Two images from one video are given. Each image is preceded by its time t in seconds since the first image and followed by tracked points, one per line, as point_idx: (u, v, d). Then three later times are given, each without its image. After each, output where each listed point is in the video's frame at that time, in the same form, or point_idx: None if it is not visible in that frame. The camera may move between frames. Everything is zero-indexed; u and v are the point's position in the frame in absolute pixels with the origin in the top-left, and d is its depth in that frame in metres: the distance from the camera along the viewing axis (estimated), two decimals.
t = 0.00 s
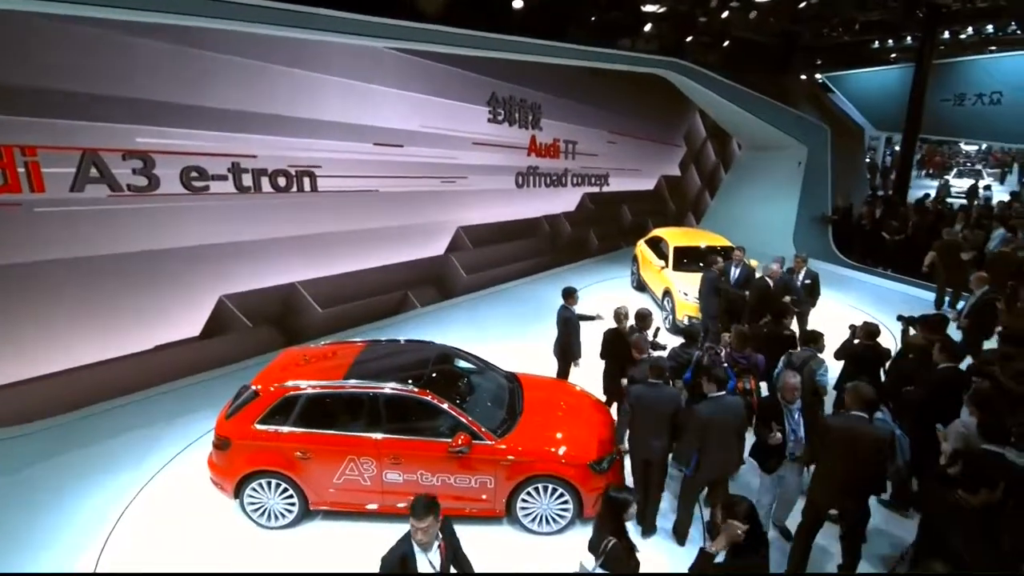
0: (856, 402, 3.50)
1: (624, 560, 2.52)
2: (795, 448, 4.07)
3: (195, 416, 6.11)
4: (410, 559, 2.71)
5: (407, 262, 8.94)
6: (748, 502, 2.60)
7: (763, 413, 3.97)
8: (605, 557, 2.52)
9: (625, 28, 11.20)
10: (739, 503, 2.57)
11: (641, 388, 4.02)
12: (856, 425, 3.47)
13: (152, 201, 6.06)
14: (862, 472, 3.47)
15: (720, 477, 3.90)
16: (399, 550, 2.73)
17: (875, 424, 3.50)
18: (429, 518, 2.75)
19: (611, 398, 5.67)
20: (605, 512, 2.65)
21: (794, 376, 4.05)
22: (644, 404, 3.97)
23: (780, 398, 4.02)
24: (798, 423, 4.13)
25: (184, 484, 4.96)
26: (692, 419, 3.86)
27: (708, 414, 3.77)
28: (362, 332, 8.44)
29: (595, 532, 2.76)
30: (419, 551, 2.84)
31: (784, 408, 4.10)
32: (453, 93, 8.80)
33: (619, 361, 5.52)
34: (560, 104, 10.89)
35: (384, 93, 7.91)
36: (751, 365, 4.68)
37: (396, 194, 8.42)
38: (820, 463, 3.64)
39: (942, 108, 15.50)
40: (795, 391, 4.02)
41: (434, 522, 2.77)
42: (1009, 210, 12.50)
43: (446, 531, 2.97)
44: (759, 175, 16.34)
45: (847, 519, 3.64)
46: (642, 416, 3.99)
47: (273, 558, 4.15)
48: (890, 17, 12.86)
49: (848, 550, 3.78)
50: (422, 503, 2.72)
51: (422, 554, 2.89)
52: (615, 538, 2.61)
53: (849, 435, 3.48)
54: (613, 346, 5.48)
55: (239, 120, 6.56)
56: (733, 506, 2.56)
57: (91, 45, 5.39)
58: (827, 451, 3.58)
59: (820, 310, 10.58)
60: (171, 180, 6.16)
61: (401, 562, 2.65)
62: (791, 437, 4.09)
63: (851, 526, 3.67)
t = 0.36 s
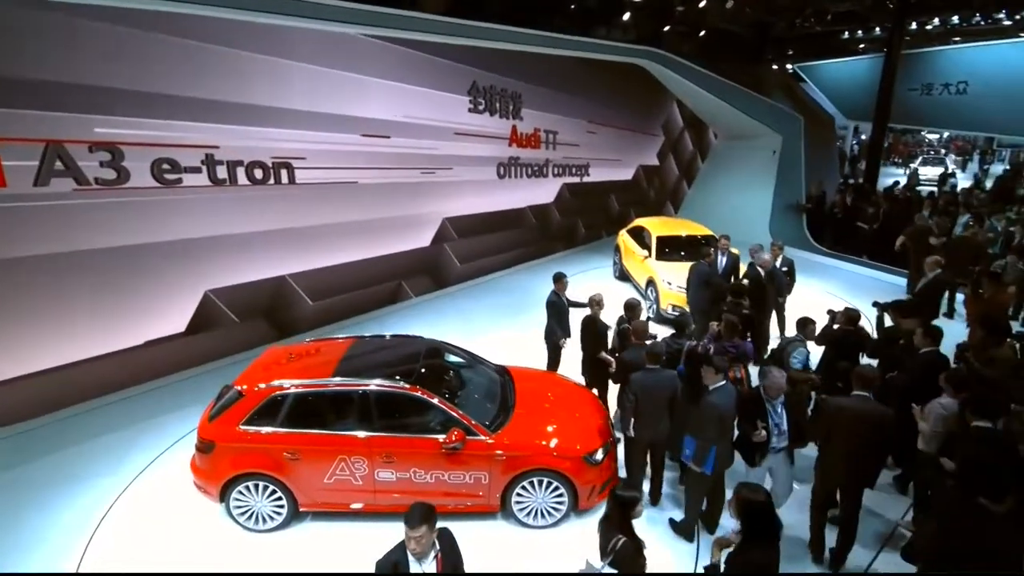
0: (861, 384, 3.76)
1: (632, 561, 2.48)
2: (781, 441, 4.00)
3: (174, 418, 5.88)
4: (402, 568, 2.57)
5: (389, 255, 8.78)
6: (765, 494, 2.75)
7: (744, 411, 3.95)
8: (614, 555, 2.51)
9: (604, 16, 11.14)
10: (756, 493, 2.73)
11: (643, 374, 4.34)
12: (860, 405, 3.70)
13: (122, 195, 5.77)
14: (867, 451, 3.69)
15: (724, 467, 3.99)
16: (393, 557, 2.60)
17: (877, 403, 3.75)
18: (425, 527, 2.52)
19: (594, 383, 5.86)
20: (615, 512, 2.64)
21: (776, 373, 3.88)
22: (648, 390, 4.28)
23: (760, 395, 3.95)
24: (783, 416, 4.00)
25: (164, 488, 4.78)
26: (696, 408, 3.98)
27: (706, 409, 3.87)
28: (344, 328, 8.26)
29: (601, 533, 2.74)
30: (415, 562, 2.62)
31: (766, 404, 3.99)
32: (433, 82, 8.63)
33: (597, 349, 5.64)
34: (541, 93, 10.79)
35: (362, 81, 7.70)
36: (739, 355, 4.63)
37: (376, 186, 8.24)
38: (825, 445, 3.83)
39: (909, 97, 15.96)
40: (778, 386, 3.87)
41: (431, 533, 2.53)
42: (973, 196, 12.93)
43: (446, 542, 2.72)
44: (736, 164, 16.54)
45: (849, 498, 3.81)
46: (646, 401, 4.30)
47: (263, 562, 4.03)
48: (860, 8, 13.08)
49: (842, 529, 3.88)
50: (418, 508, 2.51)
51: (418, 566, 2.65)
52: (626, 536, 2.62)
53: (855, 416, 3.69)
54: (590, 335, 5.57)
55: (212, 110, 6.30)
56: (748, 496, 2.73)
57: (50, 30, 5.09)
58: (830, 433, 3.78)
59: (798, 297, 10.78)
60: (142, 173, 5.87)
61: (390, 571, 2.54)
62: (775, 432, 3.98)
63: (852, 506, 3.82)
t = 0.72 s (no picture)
0: (847, 364, 3.82)
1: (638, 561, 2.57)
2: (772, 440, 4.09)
3: (153, 422, 5.67)
4: (405, 568, 2.52)
5: (371, 250, 8.63)
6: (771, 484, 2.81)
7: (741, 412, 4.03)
8: (624, 551, 2.60)
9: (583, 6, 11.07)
10: (761, 483, 2.78)
11: (645, 361, 4.46)
12: (848, 386, 3.77)
13: (91, 191, 5.50)
14: (860, 432, 3.75)
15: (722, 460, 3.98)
16: (396, 557, 2.55)
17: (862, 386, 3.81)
18: (431, 528, 2.43)
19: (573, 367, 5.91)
20: (626, 509, 2.71)
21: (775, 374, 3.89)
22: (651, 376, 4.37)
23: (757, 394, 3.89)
24: (774, 413, 4.06)
25: (147, 494, 4.61)
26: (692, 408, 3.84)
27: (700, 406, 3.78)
28: (325, 325, 8.07)
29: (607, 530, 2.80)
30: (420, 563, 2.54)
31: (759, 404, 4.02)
32: (412, 73, 8.46)
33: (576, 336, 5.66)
34: (521, 85, 10.69)
35: (340, 72, 7.50)
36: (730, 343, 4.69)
37: (356, 180, 8.06)
38: (817, 429, 3.87)
39: (880, 89, 16.21)
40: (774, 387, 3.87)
41: (436, 534, 2.44)
42: (938, 185, 13.33)
43: (451, 543, 2.64)
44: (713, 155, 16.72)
45: (846, 477, 3.88)
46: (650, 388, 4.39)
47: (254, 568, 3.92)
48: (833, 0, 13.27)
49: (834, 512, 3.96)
50: (423, 508, 2.43)
51: (423, 567, 2.57)
52: (634, 533, 2.69)
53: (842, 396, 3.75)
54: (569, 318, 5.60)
55: (184, 102, 6.05)
56: (753, 485, 2.80)
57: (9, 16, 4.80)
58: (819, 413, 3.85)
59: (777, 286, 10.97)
60: (112, 167, 5.61)
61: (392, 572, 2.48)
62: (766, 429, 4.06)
63: (846, 488, 3.90)
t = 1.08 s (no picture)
0: (839, 352, 3.90)
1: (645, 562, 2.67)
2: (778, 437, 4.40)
3: (130, 429, 5.45)
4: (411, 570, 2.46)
5: (352, 247, 8.47)
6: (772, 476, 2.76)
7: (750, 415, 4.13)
8: (633, 550, 2.67)
9: None
10: (762, 476, 2.73)
11: (634, 351, 4.58)
12: (838, 372, 3.82)
13: (59, 190, 5.24)
14: (852, 417, 3.83)
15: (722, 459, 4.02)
16: (404, 557, 2.49)
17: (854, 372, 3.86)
18: (437, 529, 2.38)
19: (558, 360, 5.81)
20: (633, 508, 2.77)
21: (783, 373, 4.07)
22: (640, 365, 4.49)
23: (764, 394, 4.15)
24: (778, 414, 4.33)
25: (131, 503, 4.43)
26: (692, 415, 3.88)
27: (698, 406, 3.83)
28: (307, 325, 7.91)
29: (615, 527, 2.85)
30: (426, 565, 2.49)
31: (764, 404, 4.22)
32: (392, 67, 8.29)
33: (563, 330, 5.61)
34: (502, 79, 10.58)
35: (318, 65, 7.29)
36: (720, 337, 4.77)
37: (336, 176, 7.87)
38: (812, 414, 3.92)
39: (850, 83, 16.74)
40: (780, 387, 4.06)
41: (443, 535, 2.39)
42: (907, 177, 13.66)
43: (458, 544, 2.58)
44: (690, 149, 16.88)
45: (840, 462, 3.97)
46: (640, 377, 4.52)
47: None
48: None
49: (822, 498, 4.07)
50: (429, 509, 2.37)
51: (429, 569, 2.52)
52: (643, 531, 2.75)
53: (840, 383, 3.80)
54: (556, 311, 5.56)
55: (157, 96, 5.81)
56: (755, 478, 2.73)
57: None
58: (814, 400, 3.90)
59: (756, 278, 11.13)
60: (82, 165, 5.34)
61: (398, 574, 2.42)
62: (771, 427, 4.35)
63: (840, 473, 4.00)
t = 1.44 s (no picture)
0: (844, 343, 4.00)
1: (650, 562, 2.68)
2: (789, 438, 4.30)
3: (106, 441, 5.24)
4: None
5: (331, 247, 8.31)
6: (774, 473, 2.80)
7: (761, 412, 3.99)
8: (639, 550, 2.69)
9: None
10: (765, 472, 2.77)
11: (616, 341, 4.65)
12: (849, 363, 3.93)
13: (24, 191, 4.98)
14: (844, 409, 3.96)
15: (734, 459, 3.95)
16: (409, 563, 2.45)
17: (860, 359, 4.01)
18: (444, 533, 2.32)
19: (547, 356, 5.80)
20: (637, 508, 2.82)
21: (792, 367, 4.12)
22: (621, 354, 4.58)
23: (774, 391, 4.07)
24: (789, 413, 4.25)
25: (112, 517, 4.26)
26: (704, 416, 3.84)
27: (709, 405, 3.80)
28: (291, 327, 7.86)
29: (619, 528, 2.89)
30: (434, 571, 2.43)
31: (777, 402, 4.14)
32: (371, 64, 8.14)
33: (549, 327, 5.60)
34: (482, 76, 10.48)
35: (296, 62, 7.11)
36: (708, 331, 4.79)
37: (315, 175, 7.69)
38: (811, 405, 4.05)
39: (819, 80, 17.15)
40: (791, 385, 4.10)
41: (451, 539, 2.33)
42: (875, 172, 14.04)
43: (465, 549, 2.53)
44: (666, 145, 17.04)
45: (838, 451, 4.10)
46: (621, 367, 4.61)
47: None
48: None
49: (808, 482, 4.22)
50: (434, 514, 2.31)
51: (436, 574, 2.45)
52: (649, 530, 2.77)
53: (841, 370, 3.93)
54: (540, 310, 5.53)
55: (129, 93, 5.57)
56: (756, 475, 2.77)
57: None
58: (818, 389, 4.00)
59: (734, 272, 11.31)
60: (48, 165, 5.09)
61: None
62: (782, 427, 4.25)
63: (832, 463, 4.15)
